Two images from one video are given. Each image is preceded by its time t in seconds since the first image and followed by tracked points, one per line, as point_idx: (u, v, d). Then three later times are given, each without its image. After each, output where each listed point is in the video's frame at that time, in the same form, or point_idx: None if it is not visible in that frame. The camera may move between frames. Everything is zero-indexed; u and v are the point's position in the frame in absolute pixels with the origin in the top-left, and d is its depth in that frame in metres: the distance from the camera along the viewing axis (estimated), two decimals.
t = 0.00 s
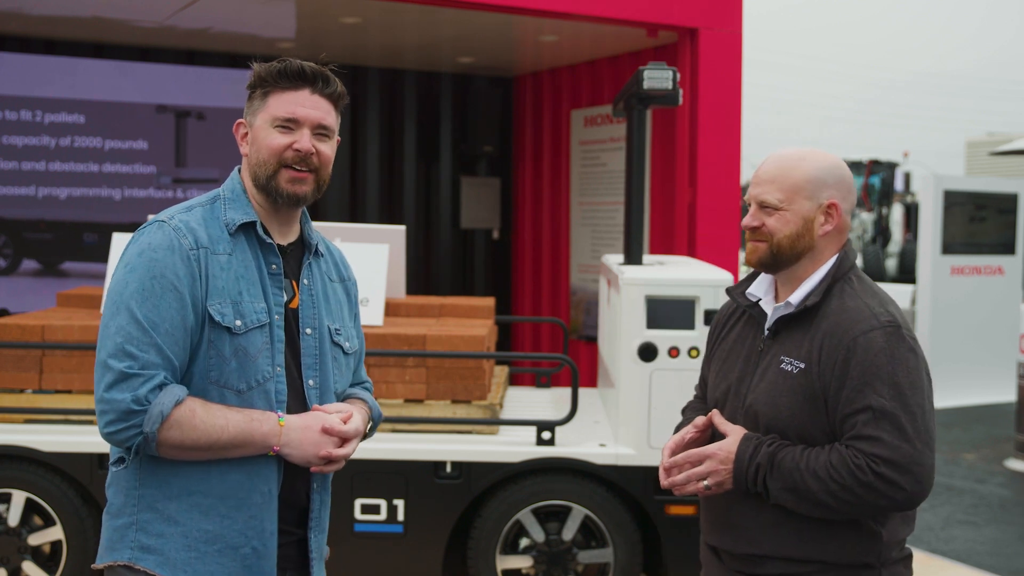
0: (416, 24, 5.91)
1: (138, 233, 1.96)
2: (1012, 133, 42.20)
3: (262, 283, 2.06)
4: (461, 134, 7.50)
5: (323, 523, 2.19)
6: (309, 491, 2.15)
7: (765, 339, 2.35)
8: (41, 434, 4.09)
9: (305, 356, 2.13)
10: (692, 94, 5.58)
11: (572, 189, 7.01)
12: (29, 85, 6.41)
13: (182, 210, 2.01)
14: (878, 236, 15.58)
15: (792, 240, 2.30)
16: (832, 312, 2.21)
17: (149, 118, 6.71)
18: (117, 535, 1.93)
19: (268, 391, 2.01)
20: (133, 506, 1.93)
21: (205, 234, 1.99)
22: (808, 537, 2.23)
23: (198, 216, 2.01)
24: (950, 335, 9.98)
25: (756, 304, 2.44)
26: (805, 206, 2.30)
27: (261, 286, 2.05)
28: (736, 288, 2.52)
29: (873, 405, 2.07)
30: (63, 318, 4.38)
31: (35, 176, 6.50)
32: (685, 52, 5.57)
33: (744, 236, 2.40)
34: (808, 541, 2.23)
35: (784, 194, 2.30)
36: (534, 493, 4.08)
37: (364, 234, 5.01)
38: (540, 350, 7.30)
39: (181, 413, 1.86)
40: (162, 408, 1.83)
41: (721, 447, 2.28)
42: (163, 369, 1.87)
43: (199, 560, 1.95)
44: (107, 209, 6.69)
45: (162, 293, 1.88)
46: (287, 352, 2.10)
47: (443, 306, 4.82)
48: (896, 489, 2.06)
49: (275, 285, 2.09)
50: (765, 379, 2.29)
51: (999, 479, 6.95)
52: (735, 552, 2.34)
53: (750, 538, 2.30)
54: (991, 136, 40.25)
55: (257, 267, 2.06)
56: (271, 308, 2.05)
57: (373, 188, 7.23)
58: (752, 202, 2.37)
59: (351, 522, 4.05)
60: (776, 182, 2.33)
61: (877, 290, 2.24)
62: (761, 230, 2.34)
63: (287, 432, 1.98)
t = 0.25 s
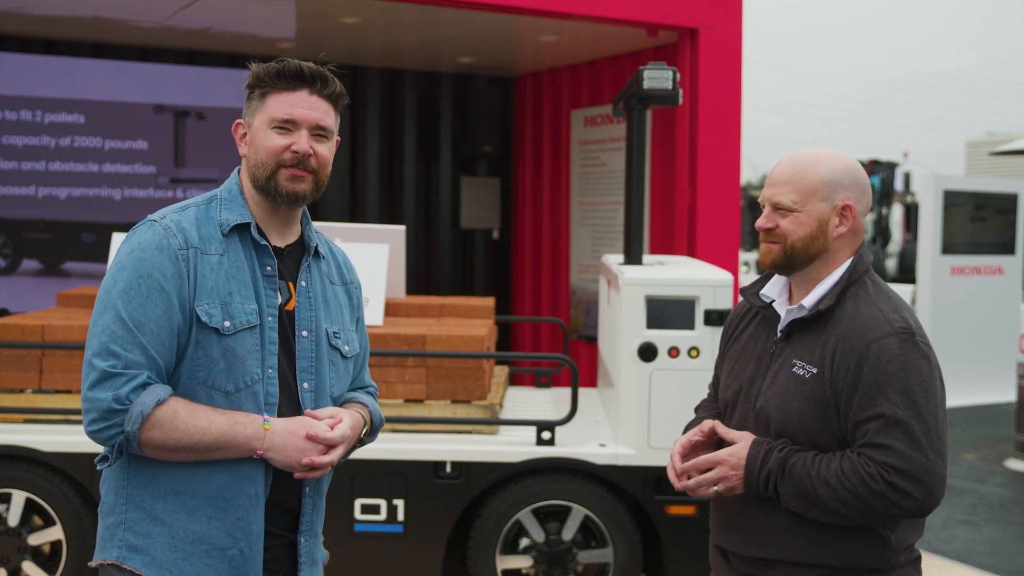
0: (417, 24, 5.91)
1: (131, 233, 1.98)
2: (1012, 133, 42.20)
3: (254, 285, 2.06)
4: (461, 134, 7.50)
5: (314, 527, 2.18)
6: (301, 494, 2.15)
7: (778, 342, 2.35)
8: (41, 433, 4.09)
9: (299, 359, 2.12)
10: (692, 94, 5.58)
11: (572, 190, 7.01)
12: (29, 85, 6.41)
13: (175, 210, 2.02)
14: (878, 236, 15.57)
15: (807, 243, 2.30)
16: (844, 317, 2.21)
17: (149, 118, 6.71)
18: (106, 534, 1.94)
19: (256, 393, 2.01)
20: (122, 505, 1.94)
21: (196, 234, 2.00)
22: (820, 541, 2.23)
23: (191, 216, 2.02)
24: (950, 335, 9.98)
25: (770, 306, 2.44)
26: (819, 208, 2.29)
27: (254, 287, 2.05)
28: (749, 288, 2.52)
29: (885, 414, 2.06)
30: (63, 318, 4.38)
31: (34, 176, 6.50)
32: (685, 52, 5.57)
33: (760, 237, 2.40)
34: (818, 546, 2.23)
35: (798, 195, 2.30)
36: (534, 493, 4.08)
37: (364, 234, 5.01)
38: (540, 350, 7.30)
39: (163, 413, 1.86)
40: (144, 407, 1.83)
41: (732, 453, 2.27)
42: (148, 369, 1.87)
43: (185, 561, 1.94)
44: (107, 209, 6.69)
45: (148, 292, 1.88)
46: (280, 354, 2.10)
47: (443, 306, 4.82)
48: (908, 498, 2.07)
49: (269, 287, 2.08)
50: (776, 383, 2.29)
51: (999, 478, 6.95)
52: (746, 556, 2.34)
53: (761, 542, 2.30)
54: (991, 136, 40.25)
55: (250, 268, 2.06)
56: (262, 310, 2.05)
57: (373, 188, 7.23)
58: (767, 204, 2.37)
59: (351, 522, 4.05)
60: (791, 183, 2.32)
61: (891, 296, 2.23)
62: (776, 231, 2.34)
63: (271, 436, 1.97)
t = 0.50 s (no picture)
0: (416, 24, 5.91)
1: (123, 235, 1.98)
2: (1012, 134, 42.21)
3: (247, 285, 2.06)
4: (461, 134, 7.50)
5: (314, 526, 2.17)
6: (299, 493, 2.15)
7: (788, 344, 2.35)
8: (40, 433, 4.09)
9: (294, 358, 2.12)
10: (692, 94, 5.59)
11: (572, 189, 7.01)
12: (29, 85, 6.41)
13: (166, 211, 2.02)
14: (878, 236, 15.56)
15: (817, 248, 2.30)
16: (857, 321, 2.21)
17: (149, 118, 6.71)
18: (104, 535, 1.94)
19: (250, 393, 2.01)
20: (119, 506, 1.94)
21: (187, 235, 2.00)
22: (833, 542, 2.23)
23: (182, 217, 2.02)
24: (950, 335, 9.98)
25: (777, 306, 2.42)
26: (829, 212, 2.30)
27: (246, 287, 2.05)
28: (755, 288, 2.51)
29: (901, 419, 2.07)
30: (63, 318, 4.38)
31: (34, 176, 6.50)
32: (685, 52, 5.57)
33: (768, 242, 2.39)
34: (831, 546, 2.23)
35: (809, 200, 2.30)
36: (533, 494, 4.08)
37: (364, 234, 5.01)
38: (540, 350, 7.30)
39: (158, 415, 1.86)
40: (138, 409, 1.83)
41: (745, 456, 2.26)
42: (142, 371, 1.87)
43: (183, 561, 1.94)
44: (106, 209, 6.69)
45: (140, 295, 1.88)
46: (275, 352, 2.10)
47: (443, 306, 4.82)
48: (923, 501, 2.07)
49: (261, 287, 2.08)
50: (788, 385, 2.29)
51: (999, 478, 6.95)
52: (756, 556, 2.34)
53: (772, 542, 2.30)
54: (991, 136, 40.24)
55: (242, 268, 2.06)
56: (255, 310, 2.05)
57: (373, 188, 7.23)
58: (775, 208, 2.36)
59: (351, 522, 4.05)
60: (800, 188, 2.32)
61: (902, 298, 2.24)
62: (785, 236, 2.33)
63: (267, 435, 1.97)
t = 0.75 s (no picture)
0: (417, 24, 5.91)
1: (118, 236, 1.97)
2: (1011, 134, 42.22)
3: (244, 281, 2.06)
4: (461, 134, 7.50)
5: (315, 520, 2.17)
6: (299, 488, 2.14)
7: (791, 341, 2.34)
8: (40, 434, 4.09)
9: (292, 353, 2.12)
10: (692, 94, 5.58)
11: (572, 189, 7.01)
12: (29, 85, 6.41)
13: (160, 210, 2.01)
14: (878, 236, 15.56)
15: (824, 246, 2.30)
16: (867, 319, 2.21)
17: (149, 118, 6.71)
18: (107, 535, 1.94)
19: (250, 389, 2.01)
20: (121, 506, 1.94)
21: (182, 233, 2.00)
22: (839, 537, 2.24)
23: (177, 216, 2.02)
24: (950, 335, 9.98)
25: (780, 304, 2.42)
26: (836, 210, 2.30)
27: (243, 284, 2.05)
28: (756, 286, 2.50)
29: (918, 415, 2.08)
30: (63, 318, 4.38)
31: (34, 176, 6.51)
32: (685, 52, 5.57)
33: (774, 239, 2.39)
34: (840, 542, 2.24)
35: (817, 198, 2.30)
36: (533, 494, 4.08)
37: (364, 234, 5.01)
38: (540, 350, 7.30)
39: (159, 413, 1.86)
40: (139, 409, 1.84)
41: (757, 455, 2.25)
42: (142, 369, 1.88)
43: (186, 559, 1.95)
44: (106, 208, 6.69)
45: (138, 294, 1.88)
46: (273, 348, 2.10)
47: (443, 306, 4.82)
48: (939, 496, 2.09)
49: (258, 283, 2.08)
50: (795, 383, 2.28)
51: (999, 478, 6.95)
52: (757, 552, 2.34)
53: (774, 538, 2.30)
54: (991, 136, 40.24)
55: (239, 265, 2.06)
56: (253, 306, 2.05)
57: (373, 188, 7.23)
58: (783, 205, 2.36)
59: (351, 522, 4.05)
60: (808, 186, 2.32)
61: (907, 297, 2.26)
62: (792, 233, 2.33)
63: (268, 433, 1.97)
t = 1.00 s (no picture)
0: (416, 24, 5.91)
1: (114, 241, 1.96)
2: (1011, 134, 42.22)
3: (242, 282, 2.06)
4: (461, 134, 7.49)
5: (319, 515, 2.17)
6: (302, 482, 2.14)
7: (781, 336, 2.40)
8: (40, 433, 4.09)
9: (291, 350, 2.12)
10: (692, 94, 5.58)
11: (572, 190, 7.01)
12: (29, 85, 6.41)
13: (155, 214, 2.00)
14: (879, 236, 15.56)
15: (814, 243, 2.37)
16: (855, 313, 2.27)
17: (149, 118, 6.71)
18: (112, 536, 1.95)
19: (251, 389, 2.01)
20: (126, 507, 1.94)
21: (178, 236, 1.99)
22: (829, 527, 2.29)
23: (172, 219, 2.01)
24: (950, 335, 9.98)
25: (769, 300, 2.48)
26: (826, 210, 2.37)
27: (241, 284, 2.05)
28: (747, 283, 2.55)
29: (904, 406, 2.13)
30: (63, 318, 4.38)
31: (34, 176, 6.51)
32: (685, 52, 5.57)
33: (766, 237, 2.45)
34: (829, 530, 2.29)
35: (807, 197, 2.37)
36: (533, 494, 4.08)
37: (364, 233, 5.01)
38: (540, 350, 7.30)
39: (163, 416, 1.85)
40: (144, 413, 1.83)
41: (749, 446, 2.29)
42: (145, 374, 1.87)
43: (193, 557, 1.95)
44: (106, 208, 6.69)
45: (137, 299, 1.88)
46: (271, 345, 2.11)
47: (443, 306, 4.82)
48: (926, 484, 2.14)
49: (256, 283, 2.09)
50: (785, 376, 2.34)
51: (999, 478, 6.95)
52: (752, 541, 2.39)
53: (768, 528, 2.36)
54: (991, 136, 40.23)
55: (236, 266, 2.06)
56: (251, 306, 2.05)
57: (373, 188, 7.23)
58: (774, 204, 2.42)
59: (351, 522, 4.05)
60: (798, 186, 2.39)
61: (893, 293, 2.32)
62: (783, 231, 2.40)
63: (272, 430, 1.95)
